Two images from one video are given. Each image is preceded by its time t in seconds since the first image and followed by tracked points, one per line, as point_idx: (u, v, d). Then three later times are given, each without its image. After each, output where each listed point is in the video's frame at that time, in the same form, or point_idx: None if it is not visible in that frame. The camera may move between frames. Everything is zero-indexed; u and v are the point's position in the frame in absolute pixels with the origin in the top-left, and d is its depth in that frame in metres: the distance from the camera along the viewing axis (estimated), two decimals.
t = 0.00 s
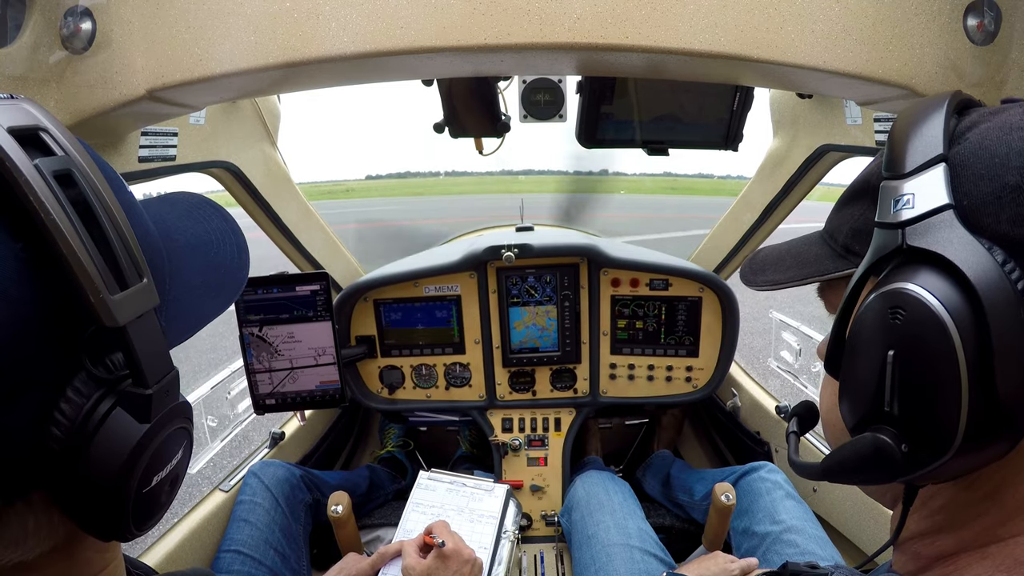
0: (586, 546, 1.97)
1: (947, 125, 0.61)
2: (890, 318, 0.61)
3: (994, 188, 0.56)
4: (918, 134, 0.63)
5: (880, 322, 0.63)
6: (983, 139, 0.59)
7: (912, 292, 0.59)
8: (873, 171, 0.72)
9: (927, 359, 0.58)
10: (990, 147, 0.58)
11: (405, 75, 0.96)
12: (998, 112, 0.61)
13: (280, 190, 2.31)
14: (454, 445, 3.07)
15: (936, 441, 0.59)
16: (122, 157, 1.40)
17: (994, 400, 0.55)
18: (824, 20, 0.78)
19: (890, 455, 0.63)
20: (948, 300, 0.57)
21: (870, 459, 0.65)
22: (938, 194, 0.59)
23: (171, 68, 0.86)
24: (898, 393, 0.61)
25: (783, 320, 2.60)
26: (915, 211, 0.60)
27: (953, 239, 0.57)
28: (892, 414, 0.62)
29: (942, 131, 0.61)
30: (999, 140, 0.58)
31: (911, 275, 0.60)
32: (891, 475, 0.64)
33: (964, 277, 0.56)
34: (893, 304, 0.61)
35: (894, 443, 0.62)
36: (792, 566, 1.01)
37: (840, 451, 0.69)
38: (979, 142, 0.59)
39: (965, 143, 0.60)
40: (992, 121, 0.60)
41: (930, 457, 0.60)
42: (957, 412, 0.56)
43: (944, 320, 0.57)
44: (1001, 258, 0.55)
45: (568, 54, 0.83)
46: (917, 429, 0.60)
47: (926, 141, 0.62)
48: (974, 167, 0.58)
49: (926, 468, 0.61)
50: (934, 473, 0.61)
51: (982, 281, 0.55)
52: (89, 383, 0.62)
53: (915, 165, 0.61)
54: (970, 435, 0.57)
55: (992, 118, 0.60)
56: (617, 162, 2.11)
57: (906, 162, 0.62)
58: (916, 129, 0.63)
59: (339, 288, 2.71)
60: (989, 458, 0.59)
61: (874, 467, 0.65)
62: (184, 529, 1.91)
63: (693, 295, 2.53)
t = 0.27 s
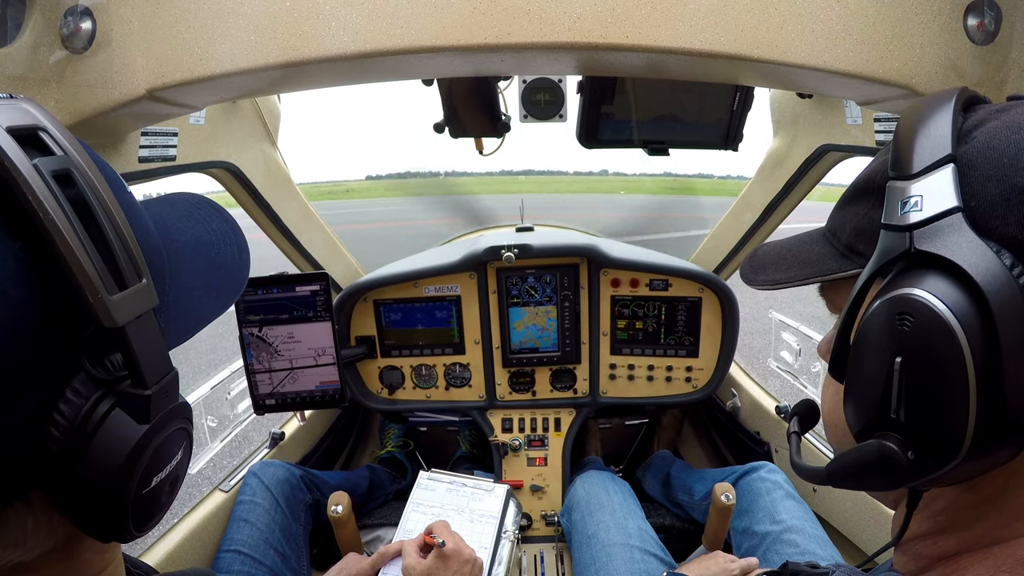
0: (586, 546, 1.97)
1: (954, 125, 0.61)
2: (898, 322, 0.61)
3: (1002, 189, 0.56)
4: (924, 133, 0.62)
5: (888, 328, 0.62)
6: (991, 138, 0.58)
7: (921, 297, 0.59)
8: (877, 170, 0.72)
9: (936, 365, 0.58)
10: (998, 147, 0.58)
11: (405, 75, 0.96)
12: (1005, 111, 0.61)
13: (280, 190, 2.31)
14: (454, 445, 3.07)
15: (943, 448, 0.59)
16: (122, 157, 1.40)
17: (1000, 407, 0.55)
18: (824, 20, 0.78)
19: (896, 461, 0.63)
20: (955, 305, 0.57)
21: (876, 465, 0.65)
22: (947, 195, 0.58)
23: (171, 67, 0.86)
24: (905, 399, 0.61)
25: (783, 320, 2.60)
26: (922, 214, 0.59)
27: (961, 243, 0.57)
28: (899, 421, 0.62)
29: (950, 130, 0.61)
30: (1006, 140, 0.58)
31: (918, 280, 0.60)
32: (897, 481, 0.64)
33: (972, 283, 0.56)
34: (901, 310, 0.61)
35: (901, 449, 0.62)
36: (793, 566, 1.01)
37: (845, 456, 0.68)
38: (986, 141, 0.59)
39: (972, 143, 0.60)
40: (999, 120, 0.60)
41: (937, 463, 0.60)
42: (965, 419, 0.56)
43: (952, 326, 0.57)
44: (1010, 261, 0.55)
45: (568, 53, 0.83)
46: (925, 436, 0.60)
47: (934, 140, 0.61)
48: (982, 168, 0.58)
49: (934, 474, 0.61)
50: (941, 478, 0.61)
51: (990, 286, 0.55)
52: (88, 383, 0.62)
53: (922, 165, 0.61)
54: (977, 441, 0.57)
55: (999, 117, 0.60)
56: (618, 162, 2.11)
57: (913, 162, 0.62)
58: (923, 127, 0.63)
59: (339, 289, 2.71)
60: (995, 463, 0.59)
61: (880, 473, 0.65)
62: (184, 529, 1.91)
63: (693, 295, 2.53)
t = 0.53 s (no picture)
0: (586, 546, 1.97)
1: (952, 125, 0.61)
2: (897, 325, 0.61)
3: (1001, 190, 0.56)
4: (921, 134, 0.62)
5: (886, 331, 0.62)
6: (989, 138, 0.58)
7: (920, 300, 0.59)
8: (874, 170, 0.72)
9: (935, 368, 0.58)
10: (996, 147, 0.58)
11: (405, 75, 0.96)
12: (1005, 109, 0.61)
13: (280, 190, 2.31)
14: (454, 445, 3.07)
15: (942, 451, 0.58)
16: (122, 157, 1.41)
17: (999, 411, 0.55)
18: (824, 20, 0.78)
19: (894, 465, 0.63)
20: (953, 308, 0.57)
21: (875, 469, 0.64)
22: (945, 195, 0.58)
23: (171, 67, 0.86)
24: (904, 402, 0.61)
25: (783, 320, 2.60)
26: (920, 215, 0.59)
27: (960, 245, 0.57)
28: (898, 424, 0.62)
29: (947, 129, 0.61)
30: (1004, 139, 0.58)
31: (917, 283, 0.60)
32: (895, 485, 0.64)
33: (971, 286, 0.56)
34: (899, 313, 0.61)
35: (899, 453, 0.62)
36: (792, 566, 1.01)
37: (844, 460, 0.68)
38: (985, 141, 0.59)
39: (970, 143, 0.60)
40: (998, 119, 0.60)
41: (936, 467, 0.60)
42: (964, 423, 0.56)
43: (951, 328, 0.57)
44: (1008, 262, 0.55)
45: (568, 53, 0.83)
46: (923, 440, 0.60)
47: (931, 141, 0.61)
48: (980, 168, 0.58)
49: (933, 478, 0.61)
50: (940, 482, 0.61)
51: (989, 288, 0.55)
52: (85, 383, 0.62)
53: (920, 166, 0.61)
54: (977, 444, 0.57)
55: (998, 116, 0.60)
56: (618, 162, 2.11)
57: (910, 162, 0.62)
58: (920, 128, 0.63)
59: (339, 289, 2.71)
60: (994, 466, 0.59)
61: (878, 477, 0.65)
62: (184, 529, 1.91)
63: (693, 295, 2.53)
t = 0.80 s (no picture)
0: (586, 546, 1.97)
1: (951, 124, 0.61)
2: (896, 326, 0.61)
3: (1000, 190, 0.56)
4: (920, 133, 0.62)
5: (886, 332, 0.62)
6: (989, 138, 0.59)
7: (919, 301, 0.59)
8: (872, 171, 0.71)
9: (935, 369, 0.58)
10: (996, 147, 0.58)
11: (405, 75, 0.95)
12: (1004, 109, 0.61)
13: (280, 190, 2.31)
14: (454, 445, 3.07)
15: (942, 452, 0.58)
16: (122, 157, 1.40)
17: (999, 411, 0.55)
18: (824, 20, 0.78)
19: (894, 466, 0.63)
20: (952, 309, 0.57)
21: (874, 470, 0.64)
22: (945, 196, 0.58)
23: (171, 67, 0.86)
24: (904, 403, 0.61)
25: (783, 320, 2.60)
26: (920, 216, 0.59)
27: (959, 246, 0.57)
28: (898, 426, 0.62)
29: (947, 129, 0.61)
30: (1004, 139, 0.58)
31: (916, 284, 0.60)
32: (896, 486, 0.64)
33: (971, 286, 0.56)
34: (899, 314, 0.61)
35: (899, 454, 0.62)
36: (793, 566, 1.01)
37: (844, 461, 0.68)
38: (984, 141, 0.59)
39: (969, 142, 0.60)
40: (998, 119, 0.60)
41: (936, 468, 0.60)
42: (964, 424, 0.56)
43: (950, 328, 0.57)
44: (1007, 263, 0.55)
45: (568, 54, 0.83)
46: (923, 441, 0.60)
47: (930, 141, 0.61)
48: (980, 169, 0.58)
49: (933, 479, 0.61)
50: (940, 482, 0.61)
51: (989, 289, 0.55)
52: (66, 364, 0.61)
53: (919, 166, 0.61)
54: (977, 445, 0.56)
55: (998, 116, 0.60)
56: (618, 162, 2.11)
57: (909, 162, 0.62)
58: (920, 127, 0.63)
59: (339, 289, 2.71)
60: (994, 467, 0.59)
61: (878, 477, 0.65)
62: (184, 528, 1.91)
63: (692, 295, 2.53)
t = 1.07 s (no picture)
0: (586, 546, 1.97)
1: (948, 124, 0.61)
2: (894, 327, 0.61)
3: (998, 191, 0.57)
4: (918, 133, 0.62)
5: (884, 334, 0.62)
6: (986, 138, 0.59)
7: (916, 303, 0.59)
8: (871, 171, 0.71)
9: (933, 370, 0.58)
10: (993, 147, 0.58)
11: (406, 75, 0.95)
12: (1000, 109, 0.61)
13: (280, 190, 2.31)
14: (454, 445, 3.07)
15: (940, 453, 0.58)
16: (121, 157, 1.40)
17: (996, 412, 0.55)
18: (824, 20, 0.78)
19: (892, 468, 0.62)
20: (949, 311, 0.57)
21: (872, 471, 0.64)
22: (943, 197, 0.58)
23: (171, 67, 0.86)
24: (902, 404, 0.61)
25: (783, 320, 2.60)
26: (918, 217, 0.59)
27: (957, 246, 0.57)
28: (896, 427, 0.62)
29: (944, 129, 0.61)
30: (1002, 139, 0.58)
31: (914, 285, 0.60)
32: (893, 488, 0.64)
33: (969, 287, 0.56)
34: (897, 315, 0.61)
35: (898, 456, 0.62)
36: (793, 566, 1.01)
37: (842, 463, 0.68)
38: (981, 141, 0.59)
39: (967, 143, 0.60)
40: (994, 119, 0.60)
41: (935, 470, 0.60)
42: (962, 425, 0.56)
43: (949, 330, 0.57)
44: (1006, 263, 0.55)
45: (568, 53, 0.83)
46: (921, 443, 0.60)
47: (928, 141, 0.61)
48: (977, 170, 0.58)
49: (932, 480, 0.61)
50: (939, 484, 0.61)
51: (987, 290, 0.55)
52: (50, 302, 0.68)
53: (917, 166, 0.61)
54: (976, 446, 0.56)
55: (994, 116, 0.61)
56: (618, 162, 2.11)
57: (907, 163, 0.62)
58: (918, 127, 0.63)
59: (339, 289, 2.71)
60: (992, 468, 0.59)
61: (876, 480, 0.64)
62: (184, 528, 1.91)
63: (692, 295, 2.53)
